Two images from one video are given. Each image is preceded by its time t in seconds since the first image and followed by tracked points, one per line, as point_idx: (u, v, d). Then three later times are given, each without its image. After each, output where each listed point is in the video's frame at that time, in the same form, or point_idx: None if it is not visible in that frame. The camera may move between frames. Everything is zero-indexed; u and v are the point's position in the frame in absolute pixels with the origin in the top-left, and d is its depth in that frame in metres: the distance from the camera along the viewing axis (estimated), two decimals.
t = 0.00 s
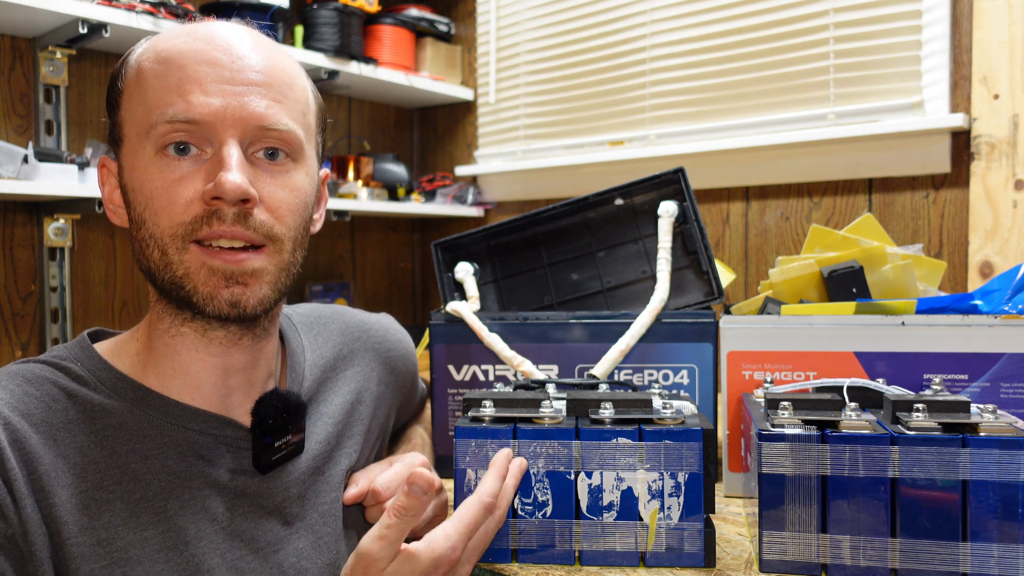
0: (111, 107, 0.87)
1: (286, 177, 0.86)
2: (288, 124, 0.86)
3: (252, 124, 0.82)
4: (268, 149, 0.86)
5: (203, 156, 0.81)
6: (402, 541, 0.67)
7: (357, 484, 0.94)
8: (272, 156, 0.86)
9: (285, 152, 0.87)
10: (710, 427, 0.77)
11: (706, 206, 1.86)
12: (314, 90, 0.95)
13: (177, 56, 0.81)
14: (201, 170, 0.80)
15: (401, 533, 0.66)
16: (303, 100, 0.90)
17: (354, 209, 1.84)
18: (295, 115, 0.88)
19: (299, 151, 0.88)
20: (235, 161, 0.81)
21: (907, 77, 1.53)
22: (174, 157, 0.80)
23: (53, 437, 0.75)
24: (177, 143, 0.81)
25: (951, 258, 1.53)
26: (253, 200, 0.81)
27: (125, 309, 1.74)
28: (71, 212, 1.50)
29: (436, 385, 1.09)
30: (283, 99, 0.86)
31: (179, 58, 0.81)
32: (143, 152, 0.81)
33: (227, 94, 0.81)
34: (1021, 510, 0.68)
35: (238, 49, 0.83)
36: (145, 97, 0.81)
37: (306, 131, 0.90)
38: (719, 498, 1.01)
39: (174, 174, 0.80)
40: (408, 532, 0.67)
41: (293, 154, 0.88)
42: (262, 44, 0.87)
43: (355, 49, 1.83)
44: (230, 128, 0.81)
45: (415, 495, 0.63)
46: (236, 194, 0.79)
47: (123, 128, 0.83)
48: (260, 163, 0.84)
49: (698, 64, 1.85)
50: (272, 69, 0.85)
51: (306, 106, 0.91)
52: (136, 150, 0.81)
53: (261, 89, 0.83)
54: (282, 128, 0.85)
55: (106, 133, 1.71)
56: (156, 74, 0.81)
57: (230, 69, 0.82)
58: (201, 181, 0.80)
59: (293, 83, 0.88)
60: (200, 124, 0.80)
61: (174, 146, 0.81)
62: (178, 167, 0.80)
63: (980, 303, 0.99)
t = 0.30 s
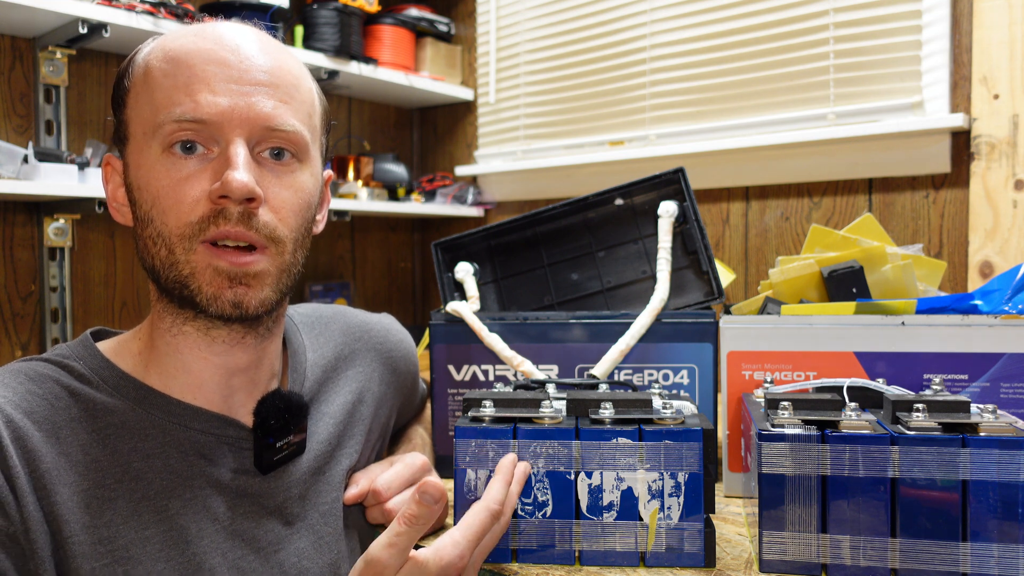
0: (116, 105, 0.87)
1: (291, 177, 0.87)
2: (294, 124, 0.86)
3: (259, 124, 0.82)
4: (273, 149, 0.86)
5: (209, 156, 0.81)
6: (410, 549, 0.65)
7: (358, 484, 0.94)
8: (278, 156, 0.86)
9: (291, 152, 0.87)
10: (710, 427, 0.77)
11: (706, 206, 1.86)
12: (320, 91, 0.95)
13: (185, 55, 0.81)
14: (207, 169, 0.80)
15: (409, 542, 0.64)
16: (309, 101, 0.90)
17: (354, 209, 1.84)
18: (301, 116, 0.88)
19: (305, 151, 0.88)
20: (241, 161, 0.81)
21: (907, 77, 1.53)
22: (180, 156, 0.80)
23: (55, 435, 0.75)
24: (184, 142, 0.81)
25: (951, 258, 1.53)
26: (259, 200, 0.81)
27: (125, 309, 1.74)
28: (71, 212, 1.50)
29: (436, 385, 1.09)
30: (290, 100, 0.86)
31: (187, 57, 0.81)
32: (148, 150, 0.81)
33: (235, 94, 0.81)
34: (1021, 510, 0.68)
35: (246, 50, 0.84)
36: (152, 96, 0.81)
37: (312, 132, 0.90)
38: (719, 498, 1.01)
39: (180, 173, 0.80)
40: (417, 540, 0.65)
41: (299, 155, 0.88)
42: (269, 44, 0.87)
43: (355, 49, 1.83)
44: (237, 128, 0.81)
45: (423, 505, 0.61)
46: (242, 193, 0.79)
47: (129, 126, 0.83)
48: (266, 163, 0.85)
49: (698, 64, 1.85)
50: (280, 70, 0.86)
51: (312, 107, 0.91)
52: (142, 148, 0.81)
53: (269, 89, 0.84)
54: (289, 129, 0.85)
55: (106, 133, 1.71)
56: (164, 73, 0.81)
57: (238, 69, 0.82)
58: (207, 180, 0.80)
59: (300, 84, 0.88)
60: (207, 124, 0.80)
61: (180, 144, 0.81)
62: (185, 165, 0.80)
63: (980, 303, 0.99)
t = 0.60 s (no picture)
0: (115, 105, 0.87)
1: (291, 179, 0.86)
2: (294, 126, 0.86)
3: (258, 125, 0.82)
4: (273, 151, 0.86)
5: (209, 158, 0.81)
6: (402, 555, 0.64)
7: (357, 484, 0.94)
8: (277, 157, 0.86)
9: (291, 154, 0.87)
10: (710, 427, 0.77)
11: (706, 206, 1.86)
12: (319, 92, 0.95)
13: (184, 57, 0.81)
14: (207, 171, 0.80)
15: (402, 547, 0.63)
16: (309, 102, 0.90)
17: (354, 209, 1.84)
18: (301, 117, 0.88)
19: (305, 153, 0.88)
20: (241, 163, 0.81)
21: (907, 77, 1.53)
22: (180, 158, 0.80)
23: (55, 436, 0.75)
24: (183, 143, 0.81)
25: (951, 258, 1.53)
26: (259, 202, 0.81)
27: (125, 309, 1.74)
28: (71, 212, 1.50)
29: (436, 385, 1.09)
30: (289, 101, 0.86)
31: (186, 59, 0.81)
32: (148, 152, 0.81)
33: (234, 95, 0.81)
34: (1021, 510, 0.68)
35: (245, 51, 0.83)
36: (151, 97, 0.81)
37: (311, 133, 0.90)
38: (719, 498, 1.01)
39: (180, 175, 0.80)
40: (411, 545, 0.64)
41: (298, 157, 0.88)
42: (268, 45, 0.87)
43: (355, 49, 1.83)
44: (237, 130, 0.81)
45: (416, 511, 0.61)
46: (243, 196, 0.79)
47: (128, 127, 0.83)
48: (265, 165, 0.85)
49: (698, 64, 1.85)
50: (279, 70, 0.85)
51: (311, 109, 0.91)
52: (141, 149, 0.81)
53: (268, 91, 0.84)
54: (288, 131, 0.85)
55: (106, 133, 1.71)
56: (163, 74, 0.81)
57: (237, 70, 0.82)
58: (207, 182, 0.80)
59: (299, 85, 0.88)
60: (206, 125, 0.80)
61: (180, 146, 0.81)
62: (185, 167, 0.80)
63: (980, 303, 0.99)
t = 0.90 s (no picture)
0: (108, 106, 0.87)
1: (286, 180, 0.86)
2: (289, 126, 0.86)
3: (253, 127, 0.82)
4: (268, 152, 0.86)
5: (204, 160, 0.81)
6: (401, 557, 0.64)
7: (356, 485, 0.94)
8: (273, 158, 0.86)
9: (286, 154, 0.87)
10: (710, 427, 0.77)
11: (706, 206, 1.86)
12: (314, 91, 0.95)
13: (177, 58, 0.81)
14: (202, 173, 0.80)
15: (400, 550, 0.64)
16: (304, 102, 0.90)
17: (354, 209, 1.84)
18: (296, 118, 0.88)
19: (300, 153, 0.88)
20: (236, 165, 0.81)
21: (907, 77, 1.53)
22: (175, 160, 0.80)
23: (54, 438, 0.75)
24: (178, 145, 0.81)
25: (951, 258, 1.53)
26: (255, 204, 0.81)
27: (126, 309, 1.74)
28: (71, 212, 1.50)
29: (436, 385, 1.09)
30: (284, 102, 0.86)
31: (179, 60, 0.81)
32: (143, 155, 0.81)
33: (228, 96, 0.81)
34: (1021, 510, 0.68)
35: (238, 52, 0.83)
36: (145, 99, 0.81)
37: (306, 133, 0.90)
38: (719, 498, 1.01)
39: (175, 178, 0.80)
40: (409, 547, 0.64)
41: (294, 157, 0.88)
42: (261, 45, 0.87)
43: (355, 49, 1.83)
44: (232, 132, 0.81)
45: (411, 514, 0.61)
46: (239, 198, 0.79)
47: (122, 129, 0.83)
48: (261, 166, 0.85)
49: (698, 64, 1.85)
50: (273, 71, 0.85)
51: (306, 109, 0.91)
52: (136, 152, 0.81)
53: (262, 92, 0.83)
54: (283, 131, 0.85)
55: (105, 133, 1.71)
56: (157, 76, 0.81)
57: (231, 71, 0.82)
58: (203, 185, 0.80)
59: (294, 85, 0.88)
60: (201, 127, 0.80)
61: (175, 148, 0.81)
62: (180, 170, 0.80)
63: (980, 303, 0.99)
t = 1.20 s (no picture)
0: (108, 106, 0.87)
1: (283, 187, 0.86)
2: (288, 134, 0.86)
3: (251, 135, 0.82)
4: (266, 158, 0.85)
5: (202, 166, 0.81)
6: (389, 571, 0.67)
7: (353, 484, 0.94)
8: (270, 165, 0.86)
9: (284, 161, 0.87)
10: (710, 427, 0.77)
11: (706, 206, 1.86)
12: (314, 96, 0.95)
13: (178, 65, 0.81)
14: (200, 180, 0.80)
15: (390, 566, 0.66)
16: (303, 109, 0.90)
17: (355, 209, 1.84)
18: (295, 126, 0.88)
19: (298, 161, 0.88)
20: (235, 173, 0.81)
21: (907, 77, 1.53)
22: (173, 165, 0.80)
23: (45, 436, 0.76)
24: (177, 151, 0.81)
25: (951, 258, 1.53)
26: (252, 213, 0.81)
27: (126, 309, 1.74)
28: (70, 212, 1.50)
29: (436, 385, 1.09)
30: (283, 110, 0.86)
31: (181, 67, 0.81)
32: (141, 159, 0.81)
33: (228, 105, 0.81)
34: (1021, 510, 0.68)
35: (239, 59, 0.83)
36: (145, 103, 0.81)
37: (305, 141, 0.90)
38: (719, 498, 1.01)
39: (173, 183, 0.80)
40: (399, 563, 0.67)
41: (292, 164, 0.88)
42: (262, 52, 0.86)
43: (355, 49, 1.83)
44: (230, 140, 0.81)
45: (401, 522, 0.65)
46: (235, 208, 0.79)
47: (121, 131, 0.83)
48: (258, 174, 0.85)
49: (698, 64, 1.85)
50: (274, 79, 0.85)
51: (306, 116, 0.91)
52: (134, 155, 0.81)
53: (262, 100, 0.83)
54: (281, 140, 0.85)
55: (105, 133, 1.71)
56: (157, 82, 0.81)
57: (231, 80, 0.82)
58: (200, 192, 0.80)
59: (294, 93, 0.88)
60: (200, 135, 0.80)
61: (173, 154, 0.81)
62: (178, 175, 0.80)
63: (980, 303, 0.99)
